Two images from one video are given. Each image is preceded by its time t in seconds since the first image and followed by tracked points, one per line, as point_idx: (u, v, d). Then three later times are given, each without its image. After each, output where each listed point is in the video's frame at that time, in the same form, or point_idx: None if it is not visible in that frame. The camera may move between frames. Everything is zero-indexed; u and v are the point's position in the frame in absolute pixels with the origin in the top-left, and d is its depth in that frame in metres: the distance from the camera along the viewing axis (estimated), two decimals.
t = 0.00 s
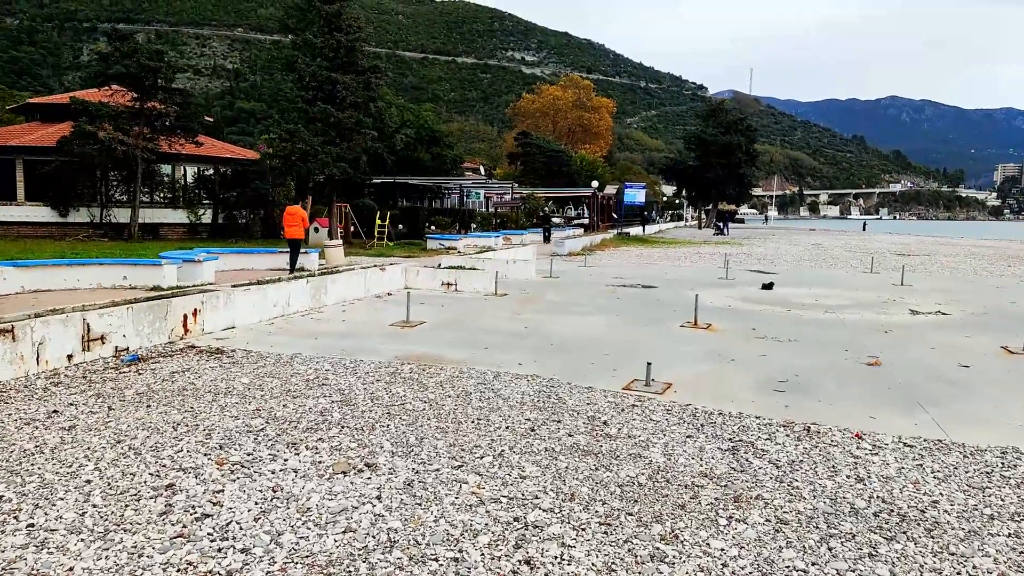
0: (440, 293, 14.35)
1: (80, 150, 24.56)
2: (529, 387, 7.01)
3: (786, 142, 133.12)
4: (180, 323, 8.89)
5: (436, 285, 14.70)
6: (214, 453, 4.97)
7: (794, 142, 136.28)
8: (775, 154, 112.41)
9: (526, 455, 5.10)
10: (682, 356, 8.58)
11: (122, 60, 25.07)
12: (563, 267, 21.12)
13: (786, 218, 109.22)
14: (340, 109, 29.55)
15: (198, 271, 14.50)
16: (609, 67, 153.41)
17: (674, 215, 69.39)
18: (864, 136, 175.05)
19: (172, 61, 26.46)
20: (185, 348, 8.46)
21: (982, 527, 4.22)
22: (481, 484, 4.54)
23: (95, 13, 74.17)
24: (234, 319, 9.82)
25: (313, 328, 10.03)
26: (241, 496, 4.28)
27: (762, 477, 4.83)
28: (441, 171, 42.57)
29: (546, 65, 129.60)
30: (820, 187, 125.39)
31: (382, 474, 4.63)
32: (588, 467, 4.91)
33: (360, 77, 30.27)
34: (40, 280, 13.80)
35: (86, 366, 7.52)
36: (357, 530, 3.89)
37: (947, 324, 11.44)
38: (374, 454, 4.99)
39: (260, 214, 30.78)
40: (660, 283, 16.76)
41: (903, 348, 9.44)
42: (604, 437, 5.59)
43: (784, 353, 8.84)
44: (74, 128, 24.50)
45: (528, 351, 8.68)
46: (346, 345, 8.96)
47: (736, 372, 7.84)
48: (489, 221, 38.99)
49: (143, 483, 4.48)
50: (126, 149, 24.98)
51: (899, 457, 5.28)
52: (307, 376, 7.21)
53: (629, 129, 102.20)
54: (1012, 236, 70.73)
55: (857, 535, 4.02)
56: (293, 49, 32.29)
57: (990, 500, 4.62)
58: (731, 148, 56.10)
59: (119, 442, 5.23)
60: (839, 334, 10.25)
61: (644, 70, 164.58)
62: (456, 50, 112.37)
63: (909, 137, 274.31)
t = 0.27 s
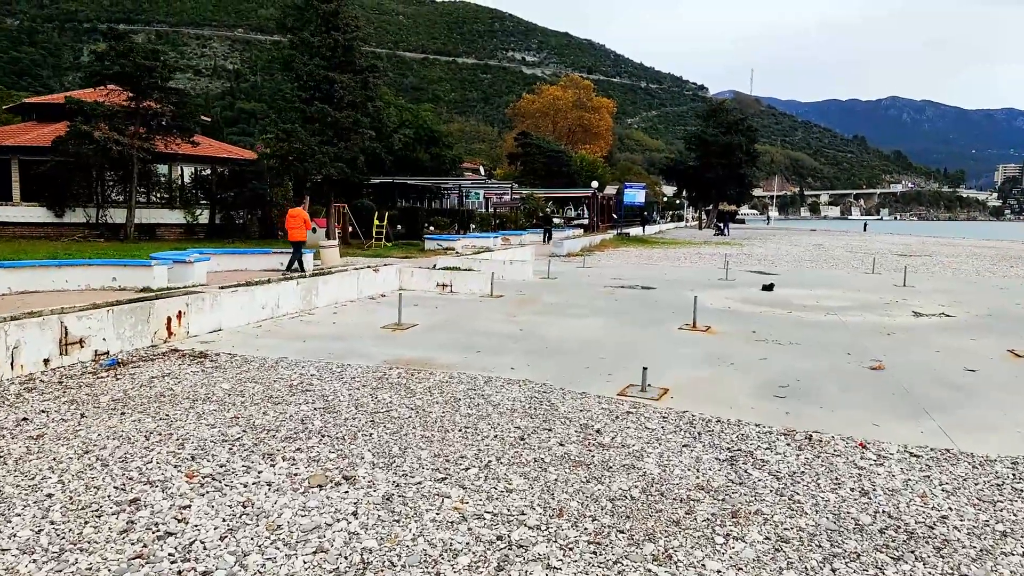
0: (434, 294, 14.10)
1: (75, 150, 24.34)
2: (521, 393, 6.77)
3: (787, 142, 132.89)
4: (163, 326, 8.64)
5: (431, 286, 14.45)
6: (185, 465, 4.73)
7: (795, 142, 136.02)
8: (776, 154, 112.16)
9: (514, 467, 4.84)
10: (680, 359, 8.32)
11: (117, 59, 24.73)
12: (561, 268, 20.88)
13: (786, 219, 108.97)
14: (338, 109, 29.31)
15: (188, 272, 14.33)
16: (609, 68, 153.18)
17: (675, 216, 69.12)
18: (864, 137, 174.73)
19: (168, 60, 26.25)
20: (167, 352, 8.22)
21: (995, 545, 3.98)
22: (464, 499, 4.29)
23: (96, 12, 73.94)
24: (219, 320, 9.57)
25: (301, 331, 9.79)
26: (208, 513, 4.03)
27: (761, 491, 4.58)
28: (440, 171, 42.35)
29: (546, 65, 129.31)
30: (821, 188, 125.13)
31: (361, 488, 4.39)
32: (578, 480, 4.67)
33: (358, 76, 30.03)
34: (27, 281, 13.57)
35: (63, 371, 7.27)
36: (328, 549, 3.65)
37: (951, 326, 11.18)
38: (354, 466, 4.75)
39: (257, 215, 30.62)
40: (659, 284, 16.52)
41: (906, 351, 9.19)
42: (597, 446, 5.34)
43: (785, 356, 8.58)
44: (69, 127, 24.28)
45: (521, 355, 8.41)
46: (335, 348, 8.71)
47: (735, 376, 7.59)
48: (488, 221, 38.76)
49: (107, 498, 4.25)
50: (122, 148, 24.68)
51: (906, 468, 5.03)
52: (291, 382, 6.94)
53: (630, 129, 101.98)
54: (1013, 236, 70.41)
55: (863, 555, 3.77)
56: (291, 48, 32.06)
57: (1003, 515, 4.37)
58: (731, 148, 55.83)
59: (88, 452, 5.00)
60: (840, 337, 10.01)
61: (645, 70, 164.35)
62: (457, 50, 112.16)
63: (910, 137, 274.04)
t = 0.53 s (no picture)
0: (428, 296, 13.85)
1: (68, 149, 24.09)
2: (512, 399, 6.52)
3: (786, 141, 132.66)
4: (145, 330, 8.40)
5: (425, 287, 14.19)
6: (153, 482, 4.48)
7: (794, 141, 135.80)
8: (775, 154, 111.91)
9: (500, 481, 4.58)
10: (677, 363, 8.07)
11: (111, 58, 24.43)
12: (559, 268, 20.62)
13: (786, 218, 108.73)
14: (334, 107, 29.03)
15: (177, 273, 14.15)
16: (609, 67, 152.94)
17: (674, 215, 68.92)
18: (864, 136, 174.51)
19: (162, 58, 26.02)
20: (148, 357, 7.97)
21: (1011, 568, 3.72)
22: (444, 518, 4.04)
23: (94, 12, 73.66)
24: (204, 323, 9.33)
25: (289, 334, 9.54)
26: (171, 534, 3.79)
27: (759, 507, 4.32)
28: (438, 171, 42.13)
29: (546, 64, 129.07)
30: (820, 187, 124.89)
31: (336, 506, 4.14)
32: (566, 495, 4.41)
33: (354, 74, 29.75)
34: (13, 282, 13.34)
35: (38, 377, 7.03)
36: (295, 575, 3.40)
37: (955, 328, 10.92)
38: (331, 481, 4.50)
39: (254, 215, 30.34)
40: (657, 285, 16.27)
41: (909, 353, 8.94)
42: (588, 457, 5.08)
43: (785, 359, 8.34)
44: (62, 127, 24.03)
45: (514, 359, 8.16)
46: (322, 352, 8.45)
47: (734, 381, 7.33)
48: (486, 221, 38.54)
49: (66, 517, 4.02)
50: (115, 148, 24.35)
51: (913, 481, 4.78)
52: (274, 389, 6.68)
53: (629, 128, 101.76)
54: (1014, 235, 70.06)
55: None
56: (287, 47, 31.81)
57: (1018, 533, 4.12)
58: (731, 147, 55.55)
59: (53, 467, 4.76)
60: (841, 339, 9.75)
61: (645, 69, 164.08)
62: (456, 50, 111.87)
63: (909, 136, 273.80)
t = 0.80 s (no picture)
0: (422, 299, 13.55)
1: (62, 149, 23.83)
2: (503, 411, 6.25)
3: (785, 143, 132.59)
4: (124, 336, 8.12)
5: (418, 290, 13.91)
6: (115, 506, 4.20)
7: (793, 142, 135.73)
8: (774, 155, 111.79)
9: (486, 503, 4.30)
10: (675, 371, 7.80)
11: (105, 58, 24.19)
12: (556, 271, 20.33)
13: (784, 220, 108.63)
14: (331, 108, 28.74)
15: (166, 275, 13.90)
16: (608, 68, 152.77)
17: (673, 216, 68.71)
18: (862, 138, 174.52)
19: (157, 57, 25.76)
20: (127, 365, 7.70)
21: None
22: (425, 547, 3.75)
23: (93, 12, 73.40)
24: (187, 329, 9.04)
25: (276, 339, 9.26)
26: (128, 566, 3.52)
27: (759, 533, 4.05)
28: (436, 171, 41.88)
29: (545, 65, 128.83)
30: (819, 188, 124.77)
31: (308, 531, 3.87)
32: (553, 521, 4.13)
33: (351, 74, 29.49)
34: None
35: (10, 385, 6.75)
36: None
37: (958, 335, 10.66)
38: (304, 503, 4.22)
39: (250, 215, 30.05)
40: (655, 288, 16.00)
41: (914, 361, 8.68)
42: (580, 476, 4.81)
43: (787, 368, 8.08)
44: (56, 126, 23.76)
45: (507, 367, 7.89)
46: (307, 359, 8.16)
47: (732, 390, 7.07)
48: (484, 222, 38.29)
49: (16, 544, 3.73)
50: (109, 148, 24.12)
51: (924, 503, 4.51)
52: (254, 400, 6.40)
53: (628, 130, 101.55)
54: (1013, 237, 69.91)
55: None
56: (283, 47, 31.54)
57: None
58: (729, 149, 55.30)
59: (11, 487, 4.48)
60: (843, 346, 9.48)
61: (644, 71, 163.92)
62: (455, 51, 111.66)
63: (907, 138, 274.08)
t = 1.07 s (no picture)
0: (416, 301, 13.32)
1: (56, 149, 23.59)
2: (496, 420, 6.01)
3: (785, 144, 132.41)
4: (106, 340, 7.88)
5: (413, 293, 13.67)
6: (82, 525, 3.96)
7: (792, 143, 135.59)
8: (773, 156, 111.62)
9: (473, 522, 4.06)
10: (674, 377, 7.56)
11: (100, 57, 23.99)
12: (554, 272, 20.09)
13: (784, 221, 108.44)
14: (327, 108, 28.50)
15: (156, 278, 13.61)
16: (607, 69, 152.52)
17: (672, 218, 68.51)
18: (862, 139, 174.42)
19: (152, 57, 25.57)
20: (109, 371, 7.45)
21: None
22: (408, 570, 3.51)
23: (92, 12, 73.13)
24: (172, 332, 8.79)
25: (264, 343, 9.01)
26: None
27: (763, 554, 3.81)
28: (434, 172, 41.67)
29: (544, 67, 128.66)
30: (818, 189, 124.58)
31: (283, 553, 3.63)
32: (546, 541, 3.89)
33: (348, 74, 29.25)
34: None
35: None
36: None
37: (963, 338, 10.42)
38: (281, 522, 3.98)
39: (247, 216, 29.58)
40: (654, 290, 15.75)
41: (920, 366, 8.44)
42: (574, 490, 4.57)
43: (789, 373, 7.84)
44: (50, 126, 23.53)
45: (501, 373, 7.65)
46: (295, 364, 7.91)
47: (734, 397, 6.82)
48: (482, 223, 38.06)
49: None
50: (104, 148, 23.89)
51: (938, 521, 4.27)
52: (236, 408, 6.15)
53: (627, 131, 101.36)
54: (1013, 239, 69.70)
55: None
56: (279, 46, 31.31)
57: None
58: (729, 149, 55.11)
59: None
60: (846, 350, 9.25)
61: (643, 72, 163.82)
62: (454, 52, 111.44)
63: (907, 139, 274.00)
